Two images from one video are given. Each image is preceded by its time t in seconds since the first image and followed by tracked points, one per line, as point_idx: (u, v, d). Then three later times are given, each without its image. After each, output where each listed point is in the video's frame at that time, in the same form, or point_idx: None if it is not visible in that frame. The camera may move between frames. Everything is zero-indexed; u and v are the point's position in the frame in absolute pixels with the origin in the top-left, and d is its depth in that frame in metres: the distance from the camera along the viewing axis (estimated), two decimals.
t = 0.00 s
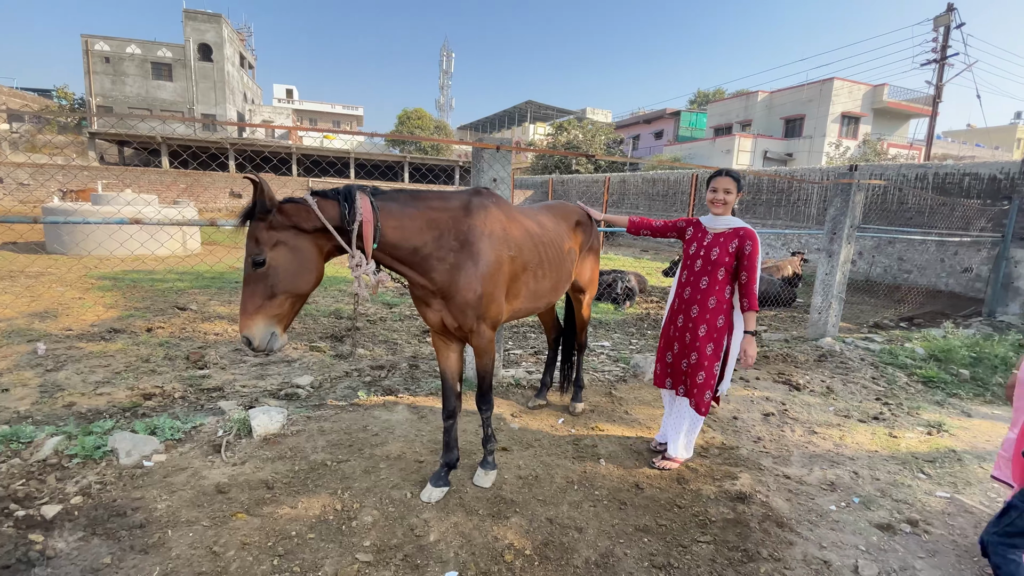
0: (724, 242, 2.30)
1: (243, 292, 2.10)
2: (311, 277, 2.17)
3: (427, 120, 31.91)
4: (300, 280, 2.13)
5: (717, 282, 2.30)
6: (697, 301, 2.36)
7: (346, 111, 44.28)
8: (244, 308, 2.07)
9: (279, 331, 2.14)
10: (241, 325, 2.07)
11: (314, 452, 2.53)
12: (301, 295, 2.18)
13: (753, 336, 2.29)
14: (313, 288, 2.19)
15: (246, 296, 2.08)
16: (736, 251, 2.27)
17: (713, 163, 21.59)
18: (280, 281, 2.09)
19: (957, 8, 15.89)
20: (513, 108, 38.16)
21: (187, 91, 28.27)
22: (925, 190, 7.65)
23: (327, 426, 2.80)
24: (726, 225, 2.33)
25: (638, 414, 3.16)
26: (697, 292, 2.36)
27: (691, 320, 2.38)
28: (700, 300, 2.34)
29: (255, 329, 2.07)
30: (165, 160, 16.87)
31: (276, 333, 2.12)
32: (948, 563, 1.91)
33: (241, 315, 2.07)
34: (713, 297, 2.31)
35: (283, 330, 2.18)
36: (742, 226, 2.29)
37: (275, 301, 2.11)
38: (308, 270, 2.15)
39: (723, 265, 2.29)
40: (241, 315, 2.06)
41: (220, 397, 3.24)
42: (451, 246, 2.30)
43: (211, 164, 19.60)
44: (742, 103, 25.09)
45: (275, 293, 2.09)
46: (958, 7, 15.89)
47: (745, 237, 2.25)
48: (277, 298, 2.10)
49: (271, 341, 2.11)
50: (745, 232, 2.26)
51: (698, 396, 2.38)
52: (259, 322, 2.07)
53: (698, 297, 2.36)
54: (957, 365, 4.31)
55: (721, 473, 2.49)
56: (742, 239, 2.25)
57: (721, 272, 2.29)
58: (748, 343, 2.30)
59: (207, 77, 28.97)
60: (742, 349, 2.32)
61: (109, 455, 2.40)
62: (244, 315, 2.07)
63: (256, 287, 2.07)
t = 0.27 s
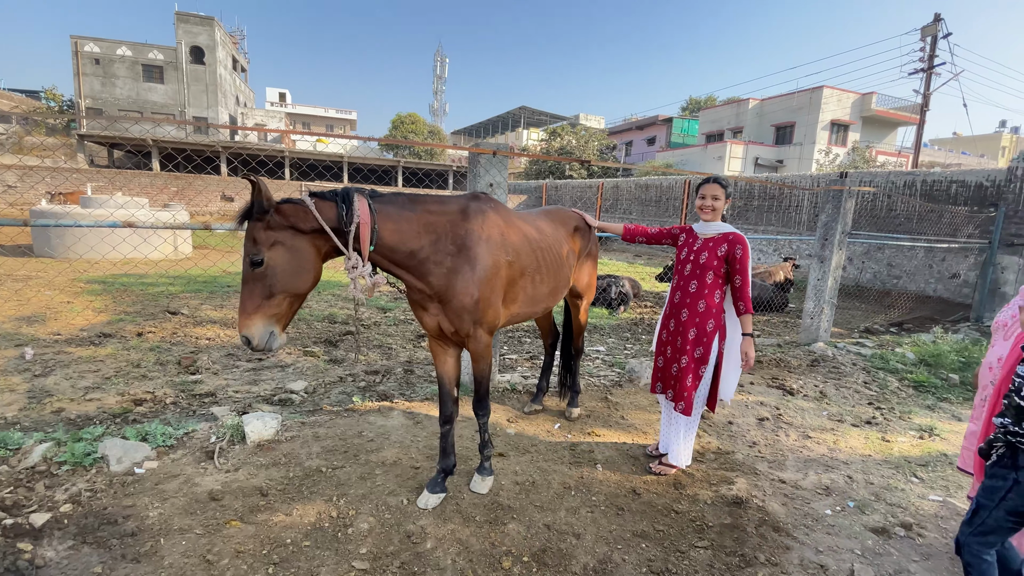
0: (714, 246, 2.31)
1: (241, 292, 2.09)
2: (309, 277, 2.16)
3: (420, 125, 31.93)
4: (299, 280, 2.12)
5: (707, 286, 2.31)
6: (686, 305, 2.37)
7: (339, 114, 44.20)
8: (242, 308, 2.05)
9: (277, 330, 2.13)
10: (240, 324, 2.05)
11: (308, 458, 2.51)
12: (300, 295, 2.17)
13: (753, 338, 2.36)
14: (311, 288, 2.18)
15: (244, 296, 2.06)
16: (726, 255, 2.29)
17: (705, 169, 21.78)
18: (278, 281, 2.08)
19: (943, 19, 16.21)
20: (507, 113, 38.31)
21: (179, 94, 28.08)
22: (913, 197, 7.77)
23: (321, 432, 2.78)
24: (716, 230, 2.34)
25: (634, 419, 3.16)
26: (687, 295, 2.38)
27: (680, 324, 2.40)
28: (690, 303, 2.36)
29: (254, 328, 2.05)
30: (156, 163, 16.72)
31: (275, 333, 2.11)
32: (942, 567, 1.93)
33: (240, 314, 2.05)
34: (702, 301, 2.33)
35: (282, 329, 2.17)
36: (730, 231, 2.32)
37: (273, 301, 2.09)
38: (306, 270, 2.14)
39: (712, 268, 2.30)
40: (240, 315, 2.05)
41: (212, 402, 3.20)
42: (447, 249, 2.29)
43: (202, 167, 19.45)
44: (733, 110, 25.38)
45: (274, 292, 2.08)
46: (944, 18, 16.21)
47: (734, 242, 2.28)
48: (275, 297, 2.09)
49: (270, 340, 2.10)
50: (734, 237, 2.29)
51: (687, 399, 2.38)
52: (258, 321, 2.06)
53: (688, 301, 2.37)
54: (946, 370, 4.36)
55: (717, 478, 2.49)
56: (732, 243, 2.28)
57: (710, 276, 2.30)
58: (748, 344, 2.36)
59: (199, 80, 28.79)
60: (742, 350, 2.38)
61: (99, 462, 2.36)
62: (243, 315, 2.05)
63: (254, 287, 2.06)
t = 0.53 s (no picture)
0: (706, 252, 2.31)
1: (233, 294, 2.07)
2: (301, 280, 2.14)
3: (415, 130, 31.97)
4: (290, 284, 2.10)
5: (698, 292, 2.31)
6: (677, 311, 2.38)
7: (333, 119, 44.16)
8: (233, 311, 2.03)
9: (268, 333, 2.11)
10: (230, 327, 2.03)
11: (300, 467, 2.47)
12: (292, 298, 2.15)
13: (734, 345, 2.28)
14: (303, 291, 2.15)
15: (235, 299, 2.04)
16: (717, 261, 2.28)
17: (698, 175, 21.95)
18: (269, 284, 2.06)
19: (932, 29, 16.45)
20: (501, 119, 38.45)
21: (172, 98, 27.94)
22: (903, 204, 7.86)
23: (313, 440, 2.74)
24: (709, 236, 2.34)
25: (628, 426, 3.15)
26: (678, 301, 2.38)
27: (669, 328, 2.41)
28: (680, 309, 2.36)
29: (244, 331, 2.03)
30: (148, 167, 16.59)
31: (265, 336, 2.09)
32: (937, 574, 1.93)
33: (230, 317, 2.03)
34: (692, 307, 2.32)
35: (274, 333, 2.15)
36: (722, 237, 2.31)
37: (264, 304, 2.07)
38: (298, 274, 2.11)
39: (702, 274, 2.30)
40: (231, 318, 2.03)
41: (202, 410, 3.15)
42: (441, 255, 2.28)
43: (195, 171, 19.34)
44: (726, 117, 25.62)
45: (265, 296, 2.05)
46: (933, 28, 16.46)
47: (725, 248, 2.26)
48: (266, 301, 2.07)
49: (261, 344, 2.07)
50: (724, 243, 2.27)
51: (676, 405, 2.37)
52: (248, 324, 2.03)
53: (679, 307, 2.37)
54: (938, 375, 4.39)
55: (712, 485, 2.49)
56: (722, 249, 2.27)
57: (700, 282, 2.30)
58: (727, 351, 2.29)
59: (192, 84, 28.69)
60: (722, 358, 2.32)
61: (86, 471, 2.31)
62: (233, 318, 2.03)
63: (245, 290, 2.04)
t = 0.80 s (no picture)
0: (702, 256, 2.31)
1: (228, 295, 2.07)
2: (297, 281, 2.13)
3: (412, 135, 32.01)
4: (286, 284, 2.09)
5: (693, 296, 2.31)
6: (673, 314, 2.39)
7: (330, 124, 44.19)
8: (228, 311, 2.03)
9: (263, 334, 2.10)
10: (225, 327, 2.02)
11: (296, 472, 2.45)
12: (287, 299, 2.13)
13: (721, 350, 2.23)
14: (299, 292, 2.14)
15: (230, 299, 2.04)
16: (713, 265, 2.28)
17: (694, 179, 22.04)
18: (264, 284, 2.05)
19: (924, 35, 16.61)
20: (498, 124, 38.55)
21: (168, 102, 27.89)
22: (898, 208, 7.91)
23: (309, 445, 2.72)
24: (706, 241, 2.34)
25: (626, 430, 3.15)
26: (674, 304, 2.38)
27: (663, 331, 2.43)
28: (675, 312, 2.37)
29: (239, 332, 2.02)
30: (144, 171, 16.54)
31: (260, 337, 2.07)
32: None
33: (225, 317, 2.03)
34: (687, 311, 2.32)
35: (268, 334, 2.14)
36: (719, 241, 2.30)
37: (259, 304, 2.06)
38: (294, 275, 2.10)
39: (698, 278, 2.30)
40: (226, 318, 2.02)
41: (197, 415, 3.13)
42: (439, 259, 2.28)
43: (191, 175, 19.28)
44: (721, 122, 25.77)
45: (260, 296, 2.04)
46: (926, 34, 16.61)
47: (721, 252, 2.26)
48: (261, 301, 2.06)
49: (255, 345, 2.06)
50: (721, 248, 2.26)
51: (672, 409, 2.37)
52: (243, 325, 2.02)
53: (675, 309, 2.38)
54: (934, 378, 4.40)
55: (710, 490, 2.48)
56: (717, 253, 2.26)
57: (696, 286, 2.30)
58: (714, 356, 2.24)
59: (189, 88, 28.65)
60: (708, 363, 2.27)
61: (79, 477, 2.28)
62: (228, 317, 2.03)
63: (241, 290, 2.04)
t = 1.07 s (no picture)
0: (703, 258, 2.31)
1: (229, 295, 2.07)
2: (298, 282, 2.13)
3: (412, 137, 32.04)
4: (286, 285, 2.09)
5: (694, 298, 2.31)
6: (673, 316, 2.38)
7: (331, 126, 44.26)
8: (229, 311, 2.03)
9: (263, 335, 2.09)
10: (226, 328, 2.02)
11: (295, 475, 2.45)
12: (288, 300, 2.13)
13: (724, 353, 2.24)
14: (299, 293, 2.14)
15: (231, 300, 2.04)
16: (713, 267, 2.28)
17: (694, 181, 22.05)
18: (265, 285, 2.05)
19: (924, 38, 16.64)
20: (498, 126, 38.61)
21: (169, 105, 27.93)
22: (898, 210, 7.90)
23: (309, 447, 2.72)
24: (706, 243, 2.34)
25: (627, 432, 3.14)
26: (674, 306, 2.38)
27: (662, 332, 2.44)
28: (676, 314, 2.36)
29: (240, 332, 2.02)
30: (144, 173, 16.55)
31: (260, 338, 2.07)
32: None
33: (226, 318, 2.03)
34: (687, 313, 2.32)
35: (269, 335, 2.13)
36: (720, 244, 2.30)
37: (260, 305, 2.06)
38: (294, 275, 2.10)
39: (699, 281, 2.29)
40: (226, 318, 2.02)
41: (196, 418, 3.12)
42: (439, 262, 2.27)
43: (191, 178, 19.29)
44: (721, 124, 25.80)
45: (260, 297, 2.04)
46: (925, 36, 16.64)
47: (722, 255, 2.25)
48: (262, 302, 2.06)
49: (256, 346, 2.06)
50: (722, 250, 2.26)
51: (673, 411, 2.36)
52: (244, 325, 2.02)
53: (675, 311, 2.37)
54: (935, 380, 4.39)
55: (711, 492, 2.47)
56: (718, 256, 2.26)
57: (697, 288, 2.30)
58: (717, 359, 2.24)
59: (189, 91, 28.70)
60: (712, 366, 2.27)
61: (78, 480, 2.27)
62: (228, 318, 2.03)
63: (241, 291, 2.04)
